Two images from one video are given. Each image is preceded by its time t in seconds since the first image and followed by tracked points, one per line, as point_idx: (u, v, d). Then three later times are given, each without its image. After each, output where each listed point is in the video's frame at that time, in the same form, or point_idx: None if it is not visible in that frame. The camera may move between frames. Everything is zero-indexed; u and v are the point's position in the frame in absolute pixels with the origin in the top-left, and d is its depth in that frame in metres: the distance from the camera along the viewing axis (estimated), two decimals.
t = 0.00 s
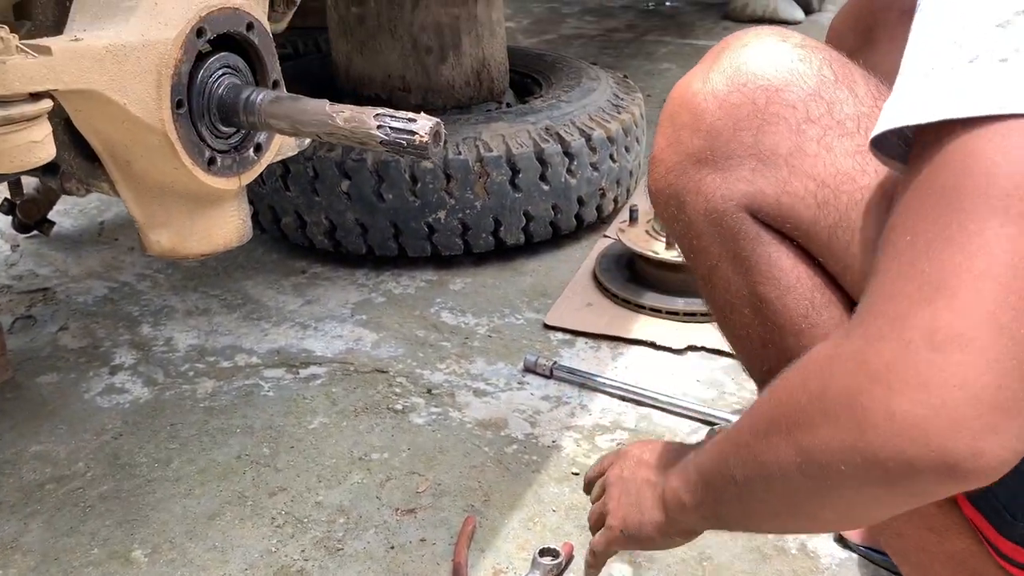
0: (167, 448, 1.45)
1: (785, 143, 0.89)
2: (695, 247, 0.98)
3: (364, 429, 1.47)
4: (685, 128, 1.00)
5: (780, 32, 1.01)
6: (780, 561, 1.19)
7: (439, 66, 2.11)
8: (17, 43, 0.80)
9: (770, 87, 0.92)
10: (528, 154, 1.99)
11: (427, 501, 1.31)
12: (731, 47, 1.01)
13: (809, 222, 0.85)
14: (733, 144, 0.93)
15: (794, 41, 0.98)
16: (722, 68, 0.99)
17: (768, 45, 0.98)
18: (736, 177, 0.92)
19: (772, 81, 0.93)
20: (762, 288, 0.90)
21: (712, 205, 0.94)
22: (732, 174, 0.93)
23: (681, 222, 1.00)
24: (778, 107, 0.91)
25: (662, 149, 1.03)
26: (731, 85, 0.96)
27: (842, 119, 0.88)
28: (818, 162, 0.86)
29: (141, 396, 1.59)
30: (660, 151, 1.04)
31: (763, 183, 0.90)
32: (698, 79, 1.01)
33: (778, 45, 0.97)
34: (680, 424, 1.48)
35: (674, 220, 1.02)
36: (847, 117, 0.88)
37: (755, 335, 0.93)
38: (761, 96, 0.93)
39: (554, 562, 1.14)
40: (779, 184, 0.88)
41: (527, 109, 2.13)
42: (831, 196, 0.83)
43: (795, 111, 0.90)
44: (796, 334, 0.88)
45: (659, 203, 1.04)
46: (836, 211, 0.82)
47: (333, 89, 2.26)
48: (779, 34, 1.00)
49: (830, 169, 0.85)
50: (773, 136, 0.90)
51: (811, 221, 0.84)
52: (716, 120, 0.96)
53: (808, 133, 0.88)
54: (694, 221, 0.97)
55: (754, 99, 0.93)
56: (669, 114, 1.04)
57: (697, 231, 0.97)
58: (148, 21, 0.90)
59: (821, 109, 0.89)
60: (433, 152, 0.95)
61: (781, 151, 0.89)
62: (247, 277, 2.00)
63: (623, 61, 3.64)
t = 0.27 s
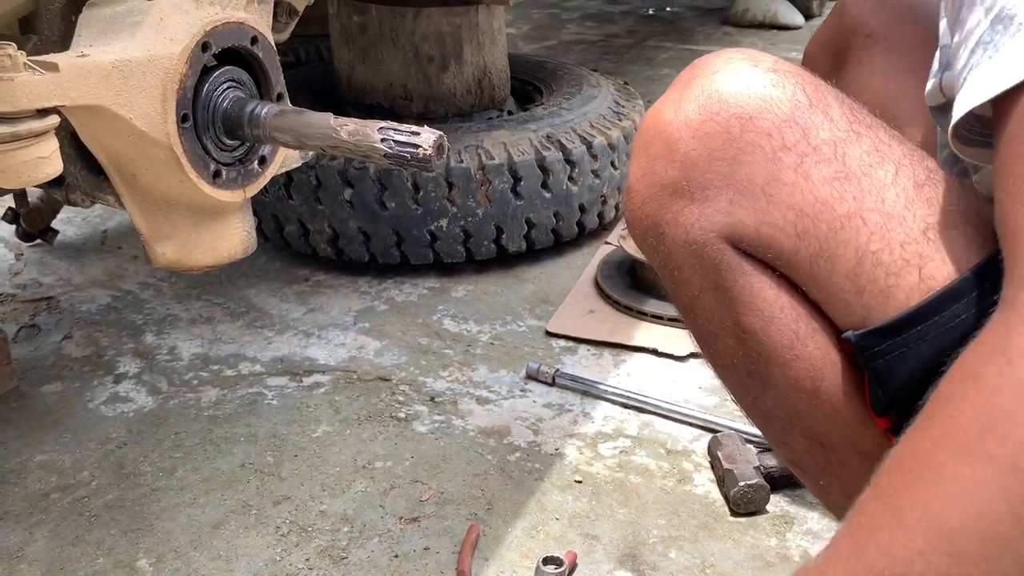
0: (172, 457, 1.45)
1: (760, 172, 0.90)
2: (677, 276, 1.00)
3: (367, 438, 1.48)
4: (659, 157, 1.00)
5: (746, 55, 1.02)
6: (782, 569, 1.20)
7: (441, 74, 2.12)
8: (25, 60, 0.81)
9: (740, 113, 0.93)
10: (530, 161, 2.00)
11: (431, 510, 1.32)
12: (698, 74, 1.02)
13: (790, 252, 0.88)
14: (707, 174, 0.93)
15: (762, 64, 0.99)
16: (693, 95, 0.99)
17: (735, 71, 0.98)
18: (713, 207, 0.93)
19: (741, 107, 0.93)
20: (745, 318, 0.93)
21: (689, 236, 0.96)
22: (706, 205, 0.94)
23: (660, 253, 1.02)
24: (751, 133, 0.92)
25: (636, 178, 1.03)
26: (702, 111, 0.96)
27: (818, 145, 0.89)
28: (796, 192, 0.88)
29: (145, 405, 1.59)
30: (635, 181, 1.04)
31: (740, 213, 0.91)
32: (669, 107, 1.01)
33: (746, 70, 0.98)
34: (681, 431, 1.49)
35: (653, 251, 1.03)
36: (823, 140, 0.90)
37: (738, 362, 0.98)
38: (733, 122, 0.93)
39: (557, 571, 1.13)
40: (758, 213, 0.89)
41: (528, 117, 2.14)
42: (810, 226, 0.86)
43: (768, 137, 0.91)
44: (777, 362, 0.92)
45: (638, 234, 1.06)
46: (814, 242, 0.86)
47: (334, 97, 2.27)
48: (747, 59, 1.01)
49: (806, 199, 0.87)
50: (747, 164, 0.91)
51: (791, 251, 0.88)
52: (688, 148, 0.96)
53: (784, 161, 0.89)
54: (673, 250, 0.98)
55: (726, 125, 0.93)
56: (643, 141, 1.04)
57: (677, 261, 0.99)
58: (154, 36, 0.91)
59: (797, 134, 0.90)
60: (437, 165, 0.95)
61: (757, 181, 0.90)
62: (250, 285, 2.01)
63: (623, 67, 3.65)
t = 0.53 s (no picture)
0: (176, 467, 1.46)
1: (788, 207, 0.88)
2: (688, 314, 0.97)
3: (371, 447, 1.48)
4: (668, 189, 0.96)
5: (748, 75, 1.00)
6: None
7: (443, 84, 2.13)
8: (29, 77, 0.82)
9: (762, 143, 0.91)
10: (532, 170, 2.00)
11: (434, 519, 1.32)
12: (701, 99, 0.99)
13: (824, 289, 0.87)
14: (728, 208, 0.91)
15: (770, 86, 0.96)
16: (704, 122, 0.96)
17: (746, 94, 0.96)
18: (734, 243, 0.91)
19: (761, 136, 0.91)
20: (768, 361, 0.91)
21: (707, 273, 0.93)
22: (727, 241, 0.91)
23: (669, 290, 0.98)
24: (775, 165, 0.90)
25: (640, 210, 0.99)
26: (718, 141, 0.93)
27: (847, 173, 0.88)
28: (829, 228, 0.87)
29: (149, 416, 1.60)
30: (637, 213, 1.00)
31: (766, 250, 0.89)
32: (677, 134, 0.97)
33: (756, 93, 0.96)
34: (684, 440, 1.49)
35: (661, 288, 0.99)
36: (851, 169, 0.88)
37: (752, 407, 0.94)
38: (753, 153, 0.91)
39: None
40: (788, 250, 0.88)
41: (530, 126, 2.14)
42: (845, 263, 0.86)
43: (795, 167, 0.89)
44: (803, 408, 0.90)
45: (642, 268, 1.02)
46: (850, 279, 0.86)
47: (337, 107, 2.28)
48: (752, 80, 0.98)
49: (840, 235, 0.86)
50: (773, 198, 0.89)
51: (825, 288, 0.87)
52: (705, 180, 0.93)
53: (813, 194, 0.88)
54: (687, 287, 0.95)
55: (747, 157, 0.91)
56: (645, 170, 1.00)
57: (692, 300, 0.95)
58: (158, 51, 0.91)
59: (822, 165, 0.89)
60: (438, 178, 0.96)
61: (785, 215, 0.88)
62: (254, 294, 2.01)
63: (625, 74, 3.66)
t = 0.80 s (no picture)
0: (184, 479, 1.46)
1: (824, 217, 0.88)
2: (719, 325, 0.96)
3: (377, 460, 1.49)
4: (699, 199, 0.95)
5: (775, 83, 0.99)
6: None
7: (450, 97, 2.15)
8: (43, 96, 0.83)
9: (795, 151, 0.90)
10: (538, 182, 2.01)
11: (441, 532, 1.32)
12: (730, 107, 0.98)
13: (858, 300, 0.87)
14: (763, 218, 0.91)
15: (799, 93, 0.96)
16: (734, 132, 0.95)
17: (776, 103, 0.95)
18: (768, 254, 0.91)
19: (795, 145, 0.91)
20: (800, 373, 0.91)
21: (740, 284, 0.93)
22: (760, 251, 0.91)
23: (699, 301, 0.98)
24: (810, 174, 0.89)
25: (668, 220, 0.99)
26: (751, 150, 0.92)
27: (882, 181, 0.88)
28: (865, 238, 0.87)
29: (157, 428, 1.61)
30: (665, 223, 0.99)
31: (800, 260, 0.89)
32: (707, 144, 0.97)
33: (785, 101, 0.95)
34: (691, 452, 1.49)
35: (691, 298, 0.99)
36: (886, 177, 0.88)
37: (782, 419, 0.94)
38: (788, 162, 0.90)
39: None
40: (824, 260, 0.88)
41: (536, 138, 2.16)
42: (881, 273, 0.86)
43: (830, 176, 0.89)
44: (835, 420, 0.90)
45: (669, 278, 1.01)
46: (885, 289, 0.86)
47: (344, 119, 2.30)
48: (781, 88, 0.98)
49: (876, 244, 0.86)
50: (809, 208, 0.89)
51: (861, 299, 0.87)
52: (738, 190, 0.92)
53: (849, 204, 0.87)
54: (717, 298, 0.95)
55: (781, 166, 0.90)
56: (672, 180, 0.99)
57: (723, 310, 0.95)
58: (169, 70, 0.93)
59: (857, 174, 0.88)
60: (446, 194, 0.97)
61: (820, 226, 0.88)
62: (261, 306, 2.02)
63: (630, 86, 3.67)
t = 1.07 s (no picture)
0: (194, 490, 1.47)
1: (839, 226, 0.88)
2: (734, 332, 0.97)
3: (386, 471, 1.49)
4: (716, 208, 0.96)
5: (794, 98, 1.01)
6: None
7: (460, 109, 2.16)
8: (60, 110, 0.85)
9: (811, 163, 0.91)
10: (547, 195, 2.02)
11: (450, 544, 1.32)
12: (750, 121, 1.00)
13: (872, 309, 0.87)
14: (779, 227, 0.91)
15: (818, 108, 0.97)
16: (753, 143, 0.96)
17: (796, 117, 0.96)
18: (783, 263, 0.91)
19: (811, 157, 0.92)
20: (813, 380, 0.90)
21: (755, 291, 0.93)
22: (776, 259, 0.92)
23: (715, 308, 0.99)
24: (825, 185, 0.90)
25: (686, 228, 1.00)
26: (768, 161, 0.94)
27: (896, 193, 0.88)
28: (879, 248, 0.87)
29: (168, 438, 1.61)
30: (683, 231, 1.00)
31: (815, 268, 0.89)
32: (726, 155, 0.98)
33: (804, 115, 0.96)
34: (700, 465, 1.49)
35: (707, 305, 1.00)
36: (900, 189, 0.88)
37: (794, 427, 0.93)
38: (804, 173, 0.91)
39: None
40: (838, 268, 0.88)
41: (546, 151, 2.16)
42: (895, 282, 0.86)
43: (845, 187, 0.89)
44: (847, 427, 0.89)
45: (686, 286, 1.02)
46: (898, 298, 0.86)
47: (354, 131, 2.31)
48: (799, 102, 0.99)
49: (890, 254, 0.87)
50: (824, 218, 0.89)
51: (874, 308, 0.87)
52: (755, 199, 0.93)
53: (863, 214, 0.88)
54: (733, 305, 0.96)
55: (797, 177, 0.91)
56: (691, 190, 1.01)
57: (738, 318, 0.96)
58: (184, 84, 0.94)
59: (873, 185, 0.89)
60: (457, 208, 0.98)
61: (835, 235, 0.88)
62: (271, 317, 2.03)
63: (639, 98, 3.68)
